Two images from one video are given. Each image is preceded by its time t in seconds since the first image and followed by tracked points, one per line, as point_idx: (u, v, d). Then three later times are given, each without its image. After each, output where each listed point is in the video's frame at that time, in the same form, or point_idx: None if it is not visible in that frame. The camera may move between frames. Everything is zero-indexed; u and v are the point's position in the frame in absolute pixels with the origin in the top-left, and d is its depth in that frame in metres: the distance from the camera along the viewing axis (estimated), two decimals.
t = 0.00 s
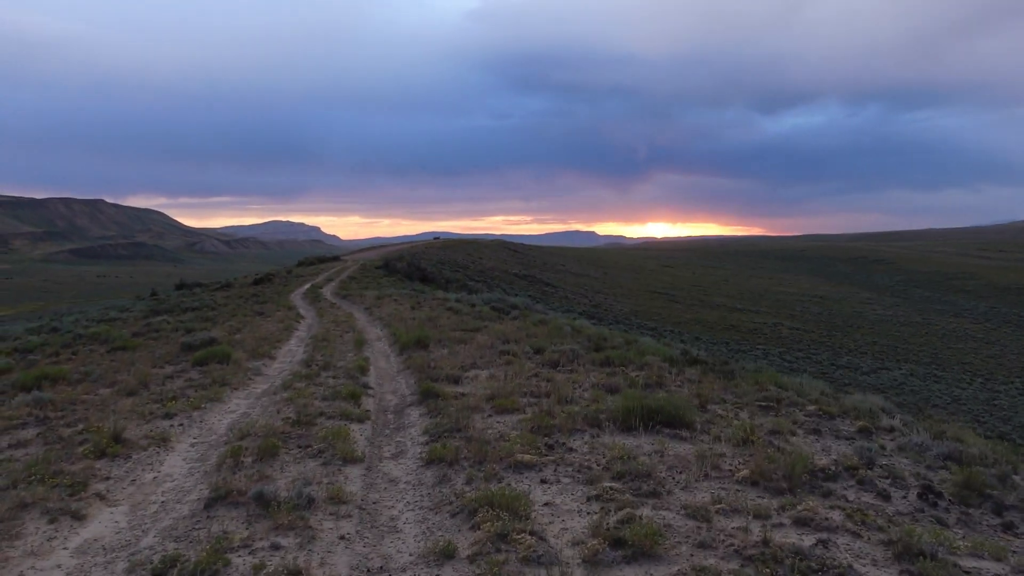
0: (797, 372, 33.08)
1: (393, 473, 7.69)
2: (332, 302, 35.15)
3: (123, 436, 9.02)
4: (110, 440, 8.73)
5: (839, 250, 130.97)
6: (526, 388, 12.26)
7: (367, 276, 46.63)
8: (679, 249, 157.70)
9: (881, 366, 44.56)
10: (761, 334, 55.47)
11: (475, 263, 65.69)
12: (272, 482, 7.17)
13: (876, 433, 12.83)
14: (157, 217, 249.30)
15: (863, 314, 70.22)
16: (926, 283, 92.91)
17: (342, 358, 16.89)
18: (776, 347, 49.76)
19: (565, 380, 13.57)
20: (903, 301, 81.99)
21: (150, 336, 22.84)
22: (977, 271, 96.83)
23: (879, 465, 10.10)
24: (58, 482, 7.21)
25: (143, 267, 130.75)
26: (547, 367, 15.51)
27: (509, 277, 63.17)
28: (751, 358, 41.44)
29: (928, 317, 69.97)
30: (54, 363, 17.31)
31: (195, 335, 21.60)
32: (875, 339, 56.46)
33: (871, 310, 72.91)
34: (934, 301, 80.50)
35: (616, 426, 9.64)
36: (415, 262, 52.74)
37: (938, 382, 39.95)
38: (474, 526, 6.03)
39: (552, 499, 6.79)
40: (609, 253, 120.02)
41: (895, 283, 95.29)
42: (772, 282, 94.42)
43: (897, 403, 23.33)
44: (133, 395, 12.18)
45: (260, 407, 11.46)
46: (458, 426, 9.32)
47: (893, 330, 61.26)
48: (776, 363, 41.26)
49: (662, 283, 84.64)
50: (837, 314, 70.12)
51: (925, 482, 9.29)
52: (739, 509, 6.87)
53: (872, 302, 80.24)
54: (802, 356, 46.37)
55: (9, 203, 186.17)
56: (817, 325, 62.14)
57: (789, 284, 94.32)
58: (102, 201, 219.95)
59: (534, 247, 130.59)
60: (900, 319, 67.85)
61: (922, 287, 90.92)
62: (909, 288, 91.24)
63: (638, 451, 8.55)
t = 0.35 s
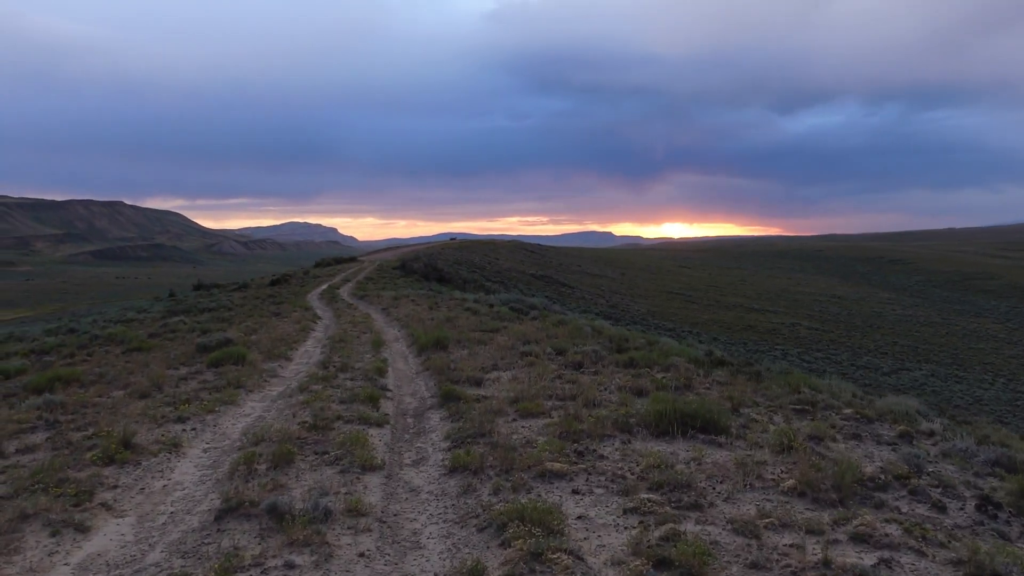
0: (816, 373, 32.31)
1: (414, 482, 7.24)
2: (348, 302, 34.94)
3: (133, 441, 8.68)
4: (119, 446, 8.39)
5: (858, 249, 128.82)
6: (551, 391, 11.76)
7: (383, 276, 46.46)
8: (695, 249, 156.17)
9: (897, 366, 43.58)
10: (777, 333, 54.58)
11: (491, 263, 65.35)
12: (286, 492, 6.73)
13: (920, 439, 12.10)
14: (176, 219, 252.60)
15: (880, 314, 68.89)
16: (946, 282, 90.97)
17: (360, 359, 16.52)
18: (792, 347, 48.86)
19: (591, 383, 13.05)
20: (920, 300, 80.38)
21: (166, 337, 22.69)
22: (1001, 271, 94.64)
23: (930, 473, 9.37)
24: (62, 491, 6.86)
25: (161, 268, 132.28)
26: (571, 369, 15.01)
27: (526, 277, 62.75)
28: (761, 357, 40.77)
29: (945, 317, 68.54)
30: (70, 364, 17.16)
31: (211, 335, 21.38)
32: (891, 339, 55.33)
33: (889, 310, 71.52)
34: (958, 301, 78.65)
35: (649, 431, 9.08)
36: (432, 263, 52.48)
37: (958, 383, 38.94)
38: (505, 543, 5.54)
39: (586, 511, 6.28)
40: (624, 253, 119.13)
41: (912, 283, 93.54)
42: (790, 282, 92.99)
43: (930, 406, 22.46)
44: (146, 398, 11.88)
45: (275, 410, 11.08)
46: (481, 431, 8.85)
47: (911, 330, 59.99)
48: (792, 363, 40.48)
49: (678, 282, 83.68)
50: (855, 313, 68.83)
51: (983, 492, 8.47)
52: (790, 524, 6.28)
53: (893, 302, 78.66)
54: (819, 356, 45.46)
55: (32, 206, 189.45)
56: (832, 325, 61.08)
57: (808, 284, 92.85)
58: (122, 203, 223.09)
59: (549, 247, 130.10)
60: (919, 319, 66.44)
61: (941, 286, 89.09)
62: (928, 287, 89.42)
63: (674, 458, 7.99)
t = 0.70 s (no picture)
0: (832, 370, 31.58)
1: (427, 493, 6.80)
2: (361, 298, 34.71)
3: (134, 446, 8.35)
4: (119, 451, 8.05)
5: (873, 244, 126.82)
6: (568, 393, 11.27)
7: (395, 271, 46.22)
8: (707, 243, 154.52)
9: (913, 362, 42.64)
10: (790, 329, 53.73)
11: (503, 258, 64.96)
12: (291, 504, 6.31)
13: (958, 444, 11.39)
14: (189, 214, 254.76)
15: (895, 309, 67.62)
16: (962, 278, 89.21)
17: (371, 357, 16.14)
18: (805, 343, 48.00)
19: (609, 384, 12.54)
20: (936, 296, 78.86)
21: (176, 334, 22.50)
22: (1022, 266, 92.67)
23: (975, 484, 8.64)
24: (56, 501, 6.51)
25: (175, 264, 133.22)
26: (588, 369, 14.53)
27: (538, 272, 62.27)
28: (773, 353, 40.07)
29: (961, 313, 67.21)
30: (80, 362, 16.99)
31: (221, 332, 21.14)
32: (905, 335, 54.26)
33: (903, 306, 70.21)
34: (978, 296, 76.99)
35: (674, 438, 8.54)
36: (444, 258, 52.19)
37: (974, 379, 37.98)
38: (525, 567, 5.08)
39: (611, 529, 5.79)
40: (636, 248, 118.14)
41: (927, 278, 91.88)
42: (806, 278, 91.72)
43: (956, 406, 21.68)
44: (151, 399, 11.58)
45: (283, 412, 10.71)
46: (497, 436, 8.39)
47: (926, 326, 58.80)
48: (805, 359, 39.70)
49: (691, 278, 82.74)
50: (869, 309, 67.66)
51: None
52: (834, 544, 5.71)
53: (909, 297, 77.23)
54: (833, 352, 44.60)
55: (48, 200, 191.57)
56: (846, 321, 60.03)
57: (823, 279, 91.45)
58: (136, 199, 225.10)
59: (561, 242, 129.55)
60: (934, 315, 65.18)
61: (958, 281, 87.35)
62: (944, 283, 87.73)
63: (703, 468, 7.48)
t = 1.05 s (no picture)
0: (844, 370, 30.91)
1: (427, 507, 6.34)
2: (367, 296, 34.41)
3: (121, 453, 7.95)
4: (104, 459, 7.67)
5: (884, 243, 125.35)
6: (578, 397, 10.76)
7: (403, 269, 45.94)
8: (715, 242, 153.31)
9: (925, 362, 41.82)
10: (799, 328, 52.95)
11: (511, 256, 64.53)
12: (279, 522, 5.86)
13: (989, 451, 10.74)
14: (198, 211, 255.92)
15: (906, 309, 66.63)
16: (975, 277, 87.80)
17: (375, 357, 15.74)
18: (815, 342, 47.25)
19: (620, 387, 12.02)
20: (947, 295, 77.69)
21: (178, 332, 22.22)
22: None
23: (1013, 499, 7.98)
24: (30, 515, 6.12)
25: (183, 261, 133.64)
26: (598, 371, 14.01)
27: (545, 270, 61.82)
28: (782, 352, 39.41)
29: (973, 312, 66.12)
30: (79, 362, 16.68)
31: (224, 330, 20.86)
32: (917, 334, 53.36)
33: (914, 305, 69.20)
34: (992, 296, 75.68)
35: (690, 447, 8.02)
36: (452, 256, 51.82)
37: (988, 380, 37.17)
38: None
39: (625, 552, 5.29)
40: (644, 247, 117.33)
41: (937, 277, 90.60)
42: (816, 277, 90.66)
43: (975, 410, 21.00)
44: (145, 401, 11.21)
45: (280, 416, 10.30)
46: (503, 444, 7.92)
47: (937, 325, 57.83)
48: (815, 359, 38.99)
49: (700, 276, 81.94)
50: (879, 308, 66.70)
51: None
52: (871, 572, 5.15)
53: (921, 297, 76.09)
54: (843, 351, 43.85)
55: (58, 197, 192.77)
56: (856, 320, 59.15)
57: (834, 278, 90.33)
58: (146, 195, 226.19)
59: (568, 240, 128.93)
60: (946, 314, 64.15)
61: (969, 281, 86.06)
62: (955, 281, 86.49)
63: (723, 481, 6.95)
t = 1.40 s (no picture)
0: (856, 366, 30.34)
1: (433, 517, 5.93)
2: (374, 291, 34.14)
3: (113, 455, 7.60)
4: (95, 463, 7.32)
5: (893, 238, 124.05)
6: (591, 397, 10.33)
7: (410, 264, 45.63)
8: (723, 237, 152.12)
9: (935, 358, 41.16)
10: (808, 324, 52.31)
11: (519, 252, 64.12)
12: (274, 533, 5.47)
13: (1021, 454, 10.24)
14: (206, 207, 256.94)
15: (915, 304, 65.80)
16: (985, 272, 86.73)
17: (380, 354, 15.37)
18: (824, 338, 46.64)
19: (634, 386, 11.59)
20: (957, 291, 76.65)
21: (182, 328, 21.95)
22: None
23: None
24: (12, 524, 5.77)
25: (191, 256, 134.00)
26: (610, 369, 13.59)
27: (553, 265, 61.38)
28: (791, 348, 38.87)
29: (984, 308, 65.19)
30: (80, 359, 16.45)
31: (227, 326, 20.55)
32: (927, 330, 52.65)
33: (923, 300, 68.35)
34: (1004, 291, 74.63)
35: (711, 452, 7.58)
36: (459, 251, 51.45)
37: (999, 376, 36.51)
38: None
39: (647, 569, 4.86)
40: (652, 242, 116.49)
41: (947, 272, 89.47)
42: (825, 272, 89.81)
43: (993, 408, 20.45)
44: (143, 399, 10.88)
45: (281, 416, 9.94)
46: (513, 448, 7.51)
47: (948, 321, 56.99)
48: (824, 355, 38.39)
49: (708, 271, 81.22)
50: (888, 303, 65.87)
51: None
52: None
53: (931, 292, 75.11)
54: (852, 347, 43.22)
55: (67, 193, 193.72)
56: (866, 315, 58.40)
57: (843, 273, 89.39)
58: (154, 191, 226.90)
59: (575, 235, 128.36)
60: (956, 310, 63.28)
61: (979, 276, 84.94)
62: (965, 277, 85.39)
63: (749, 490, 6.51)
